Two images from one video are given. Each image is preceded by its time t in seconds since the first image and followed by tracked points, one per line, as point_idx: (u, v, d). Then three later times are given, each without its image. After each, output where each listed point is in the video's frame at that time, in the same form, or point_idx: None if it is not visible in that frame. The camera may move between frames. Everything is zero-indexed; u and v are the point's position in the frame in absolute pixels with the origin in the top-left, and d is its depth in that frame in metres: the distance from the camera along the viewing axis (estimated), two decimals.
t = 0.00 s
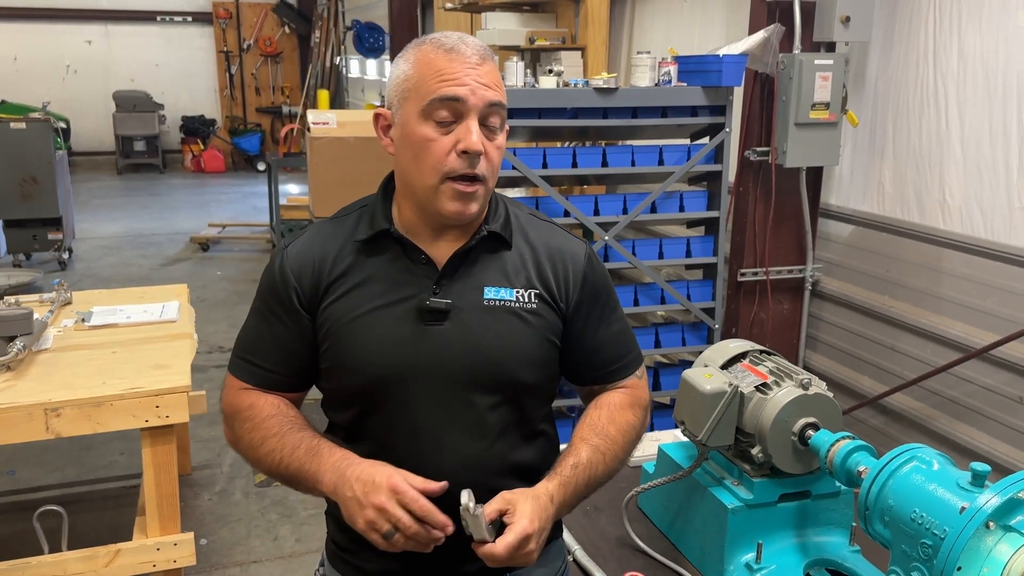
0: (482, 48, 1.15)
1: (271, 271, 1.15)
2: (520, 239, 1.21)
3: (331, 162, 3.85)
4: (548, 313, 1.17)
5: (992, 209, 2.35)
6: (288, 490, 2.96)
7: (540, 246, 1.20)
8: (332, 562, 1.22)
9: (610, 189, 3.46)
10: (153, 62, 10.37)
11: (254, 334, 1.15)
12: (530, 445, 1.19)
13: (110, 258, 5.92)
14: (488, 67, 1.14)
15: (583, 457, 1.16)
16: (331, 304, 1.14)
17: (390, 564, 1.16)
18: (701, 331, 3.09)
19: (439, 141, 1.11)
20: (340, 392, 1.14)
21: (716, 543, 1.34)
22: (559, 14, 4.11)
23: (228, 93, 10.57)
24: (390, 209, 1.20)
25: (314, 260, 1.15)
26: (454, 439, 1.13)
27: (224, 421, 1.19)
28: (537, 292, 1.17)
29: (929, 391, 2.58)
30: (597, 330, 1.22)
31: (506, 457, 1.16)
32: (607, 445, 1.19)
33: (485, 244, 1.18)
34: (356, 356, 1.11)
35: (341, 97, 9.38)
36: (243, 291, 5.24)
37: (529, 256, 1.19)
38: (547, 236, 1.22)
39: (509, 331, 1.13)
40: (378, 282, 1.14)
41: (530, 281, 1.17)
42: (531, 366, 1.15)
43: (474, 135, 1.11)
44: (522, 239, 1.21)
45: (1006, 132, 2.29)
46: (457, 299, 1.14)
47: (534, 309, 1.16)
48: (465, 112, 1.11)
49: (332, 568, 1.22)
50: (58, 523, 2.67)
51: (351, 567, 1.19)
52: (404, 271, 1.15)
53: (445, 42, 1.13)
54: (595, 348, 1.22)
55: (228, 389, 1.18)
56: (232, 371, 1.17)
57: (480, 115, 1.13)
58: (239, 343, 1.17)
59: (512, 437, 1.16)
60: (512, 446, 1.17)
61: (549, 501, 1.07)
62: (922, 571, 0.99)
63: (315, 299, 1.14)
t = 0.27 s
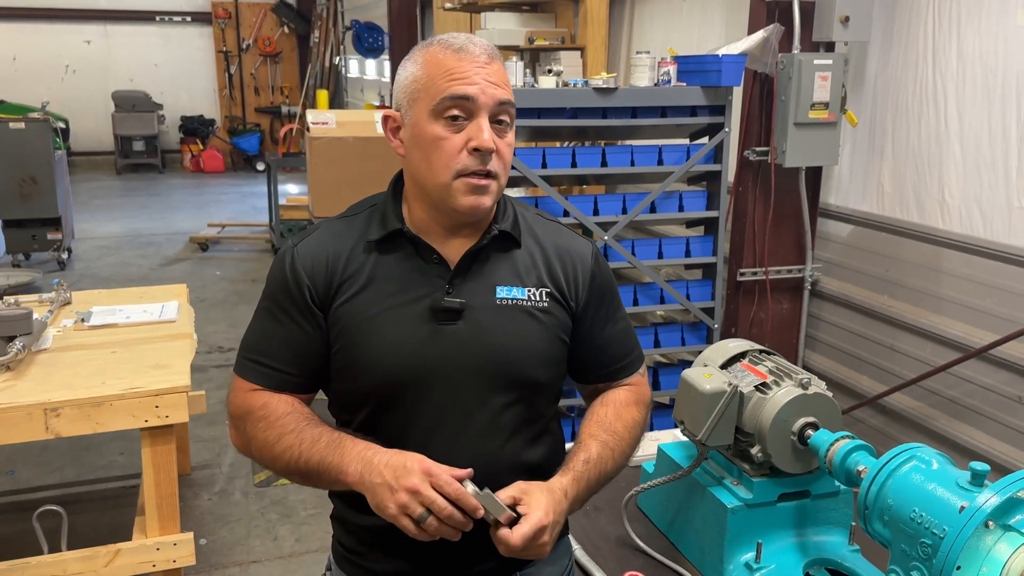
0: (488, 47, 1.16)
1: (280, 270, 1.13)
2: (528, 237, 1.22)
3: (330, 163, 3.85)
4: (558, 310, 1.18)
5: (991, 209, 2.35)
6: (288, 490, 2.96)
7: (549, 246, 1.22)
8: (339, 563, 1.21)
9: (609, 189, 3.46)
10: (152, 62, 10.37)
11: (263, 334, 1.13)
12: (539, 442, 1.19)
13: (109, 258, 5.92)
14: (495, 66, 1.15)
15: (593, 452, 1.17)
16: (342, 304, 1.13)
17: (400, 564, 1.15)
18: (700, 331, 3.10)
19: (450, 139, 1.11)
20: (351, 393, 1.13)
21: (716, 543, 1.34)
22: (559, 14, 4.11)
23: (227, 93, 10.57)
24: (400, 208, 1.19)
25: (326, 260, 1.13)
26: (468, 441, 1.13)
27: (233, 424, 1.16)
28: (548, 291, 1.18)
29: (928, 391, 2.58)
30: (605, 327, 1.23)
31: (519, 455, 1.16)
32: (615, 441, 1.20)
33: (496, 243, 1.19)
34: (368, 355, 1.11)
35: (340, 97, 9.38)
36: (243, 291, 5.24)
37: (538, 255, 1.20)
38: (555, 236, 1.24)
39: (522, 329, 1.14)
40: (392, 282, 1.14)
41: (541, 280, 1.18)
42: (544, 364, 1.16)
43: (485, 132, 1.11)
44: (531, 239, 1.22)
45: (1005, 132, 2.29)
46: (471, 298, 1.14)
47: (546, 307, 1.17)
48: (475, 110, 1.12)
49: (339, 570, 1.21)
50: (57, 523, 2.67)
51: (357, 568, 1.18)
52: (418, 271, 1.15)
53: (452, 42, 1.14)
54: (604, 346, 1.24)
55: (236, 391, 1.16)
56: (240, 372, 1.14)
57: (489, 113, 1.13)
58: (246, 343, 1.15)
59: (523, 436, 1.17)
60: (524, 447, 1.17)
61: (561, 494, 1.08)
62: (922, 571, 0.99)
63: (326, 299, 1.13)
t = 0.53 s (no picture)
0: (453, 42, 1.15)
1: (288, 266, 1.15)
2: (535, 232, 1.21)
3: (329, 162, 3.85)
4: (567, 305, 1.17)
5: (990, 209, 2.35)
6: (287, 489, 2.96)
7: (557, 241, 1.21)
8: (343, 563, 1.20)
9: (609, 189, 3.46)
10: (151, 61, 10.36)
11: (266, 326, 1.14)
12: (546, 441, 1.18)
13: (107, 258, 5.91)
14: (465, 59, 1.14)
15: (610, 446, 1.16)
16: (348, 297, 1.14)
17: (408, 562, 1.14)
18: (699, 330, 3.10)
19: (439, 142, 1.11)
20: (358, 387, 1.13)
21: (714, 542, 1.34)
22: (558, 14, 4.11)
23: (226, 93, 10.56)
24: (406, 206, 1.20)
25: (333, 253, 1.16)
26: (479, 436, 1.12)
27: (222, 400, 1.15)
28: (556, 285, 1.17)
29: (927, 390, 2.58)
30: (615, 322, 1.23)
31: (526, 452, 1.15)
32: (632, 434, 1.19)
33: (502, 238, 1.18)
34: (375, 348, 1.11)
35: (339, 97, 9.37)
36: (241, 291, 5.24)
37: (545, 249, 1.20)
38: (563, 231, 1.23)
39: (530, 323, 1.14)
40: (399, 275, 1.14)
41: (549, 274, 1.17)
42: (553, 358, 1.15)
43: (471, 129, 1.11)
44: (538, 234, 1.21)
45: (1004, 131, 2.29)
46: (478, 292, 1.14)
47: (554, 301, 1.16)
48: (456, 109, 1.11)
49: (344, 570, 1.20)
50: (56, 523, 2.67)
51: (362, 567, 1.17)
52: (425, 264, 1.15)
53: (416, 48, 1.14)
54: (616, 341, 1.23)
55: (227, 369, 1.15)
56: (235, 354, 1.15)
57: (471, 109, 1.12)
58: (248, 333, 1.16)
59: (533, 433, 1.16)
60: (533, 443, 1.16)
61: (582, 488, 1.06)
62: (922, 570, 0.99)
63: (332, 292, 1.15)
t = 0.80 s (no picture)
0: (419, 44, 1.13)
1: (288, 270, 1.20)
2: (532, 230, 1.20)
3: (327, 161, 3.85)
4: (563, 303, 1.16)
5: (989, 208, 2.35)
6: (286, 489, 2.95)
7: (555, 239, 1.19)
8: (341, 560, 1.21)
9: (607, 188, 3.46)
10: (149, 61, 10.35)
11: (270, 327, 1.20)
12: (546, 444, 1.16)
13: (106, 258, 5.91)
14: (430, 60, 1.12)
15: (604, 449, 1.14)
16: (342, 297, 1.16)
17: (403, 560, 1.14)
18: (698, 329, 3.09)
19: (415, 150, 1.12)
20: (354, 384, 1.15)
21: (712, 541, 1.34)
22: (556, 13, 4.10)
23: (225, 93, 10.55)
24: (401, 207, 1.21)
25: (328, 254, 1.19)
26: (474, 434, 1.11)
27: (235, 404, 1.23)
28: (551, 283, 1.15)
29: (926, 389, 2.58)
30: (615, 320, 1.19)
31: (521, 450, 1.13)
32: (629, 438, 1.16)
33: (496, 236, 1.18)
34: (368, 347, 1.13)
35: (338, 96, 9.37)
36: (240, 291, 5.23)
37: (542, 247, 1.18)
38: (561, 228, 1.21)
39: (523, 322, 1.12)
40: (392, 273, 1.15)
41: (544, 273, 1.16)
42: (549, 357, 1.13)
43: (443, 133, 1.10)
44: (535, 232, 1.20)
45: (1002, 130, 2.29)
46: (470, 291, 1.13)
47: (549, 300, 1.14)
48: (426, 114, 1.11)
49: (341, 567, 1.21)
50: (54, 523, 2.67)
51: (361, 564, 1.18)
52: (416, 263, 1.16)
53: (383, 56, 1.14)
54: (617, 340, 1.19)
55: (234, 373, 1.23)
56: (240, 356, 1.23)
57: (441, 111, 1.12)
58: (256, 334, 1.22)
59: (530, 432, 1.14)
60: (532, 441, 1.14)
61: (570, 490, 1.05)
62: (921, 569, 0.99)
63: (326, 292, 1.17)
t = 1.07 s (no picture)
0: (396, 42, 1.16)
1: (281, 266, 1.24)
2: (521, 229, 1.20)
3: (326, 161, 3.84)
4: (549, 305, 1.15)
5: (989, 207, 2.35)
6: (285, 489, 2.95)
7: (544, 240, 1.19)
8: (330, 558, 1.25)
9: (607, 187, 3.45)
10: (148, 61, 10.34)
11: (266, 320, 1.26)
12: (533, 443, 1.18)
13: (105, 258, 5.89)
14: (403, 57, 1.14)
15: (586, 454, 1.11)
16: (327, 293, 1.19)
17: (385, 558, 1.18)
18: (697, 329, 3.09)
19: (388, 146, 1.14)
20: (341, 379, 1.17)
21: (712, 542, 1.34)
22: (555, 13, 4.09)
23: (224, 92, 10.54)
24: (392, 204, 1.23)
25: (315, 250, 1.22)
26: (457, 435, 1.13)
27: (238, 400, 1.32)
28: (537, 284, 1.15)
29: (925, 388, 2.58)
30: (603, 323, 1.18)
31: (508, 452, 1.15)
32: (613, 443, 1.13)
33: (482, 235, 1.18)
34: (351, 343, 1.15)
35: (338, 96, 9.35)
36: (239, 291, 5.22)
37: (529, 247, 1.18)
38: (551, 228, 1.20)
39: (505, 323, 1.12)
40: (375, 271, 1.18)
41: (530, 273, 1.15)
42: (533, 359, 1.13)
43: (412, 130, 1.12)
44: (523, 232, 1.20)
45: (1002, 129, 2.29)
46: (452, 289, 1.14)
47: (533, 301, 1.14)
48: (398, 111, 1.13)
49: (329, 564, 1.25)
50: (53, 523, 2.66)
51: (348, 563, 1.21)
52: (399, 260, 1.18)
53: (363, 54, 1.17)
54: (605, 345, 1.18)
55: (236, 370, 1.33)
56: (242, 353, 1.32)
57: (414, 108, 1.14)
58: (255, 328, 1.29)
59: (515, 434, 1.15)
60: (515, 443, 1.15)
61: (546, 495, 1.02)
62: (920, 570, 0.99)
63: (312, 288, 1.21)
